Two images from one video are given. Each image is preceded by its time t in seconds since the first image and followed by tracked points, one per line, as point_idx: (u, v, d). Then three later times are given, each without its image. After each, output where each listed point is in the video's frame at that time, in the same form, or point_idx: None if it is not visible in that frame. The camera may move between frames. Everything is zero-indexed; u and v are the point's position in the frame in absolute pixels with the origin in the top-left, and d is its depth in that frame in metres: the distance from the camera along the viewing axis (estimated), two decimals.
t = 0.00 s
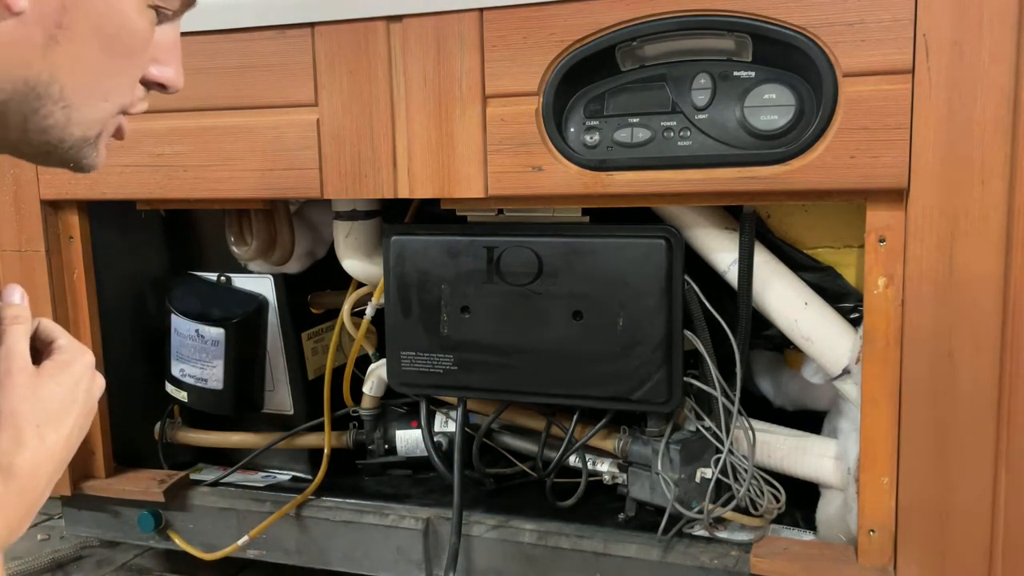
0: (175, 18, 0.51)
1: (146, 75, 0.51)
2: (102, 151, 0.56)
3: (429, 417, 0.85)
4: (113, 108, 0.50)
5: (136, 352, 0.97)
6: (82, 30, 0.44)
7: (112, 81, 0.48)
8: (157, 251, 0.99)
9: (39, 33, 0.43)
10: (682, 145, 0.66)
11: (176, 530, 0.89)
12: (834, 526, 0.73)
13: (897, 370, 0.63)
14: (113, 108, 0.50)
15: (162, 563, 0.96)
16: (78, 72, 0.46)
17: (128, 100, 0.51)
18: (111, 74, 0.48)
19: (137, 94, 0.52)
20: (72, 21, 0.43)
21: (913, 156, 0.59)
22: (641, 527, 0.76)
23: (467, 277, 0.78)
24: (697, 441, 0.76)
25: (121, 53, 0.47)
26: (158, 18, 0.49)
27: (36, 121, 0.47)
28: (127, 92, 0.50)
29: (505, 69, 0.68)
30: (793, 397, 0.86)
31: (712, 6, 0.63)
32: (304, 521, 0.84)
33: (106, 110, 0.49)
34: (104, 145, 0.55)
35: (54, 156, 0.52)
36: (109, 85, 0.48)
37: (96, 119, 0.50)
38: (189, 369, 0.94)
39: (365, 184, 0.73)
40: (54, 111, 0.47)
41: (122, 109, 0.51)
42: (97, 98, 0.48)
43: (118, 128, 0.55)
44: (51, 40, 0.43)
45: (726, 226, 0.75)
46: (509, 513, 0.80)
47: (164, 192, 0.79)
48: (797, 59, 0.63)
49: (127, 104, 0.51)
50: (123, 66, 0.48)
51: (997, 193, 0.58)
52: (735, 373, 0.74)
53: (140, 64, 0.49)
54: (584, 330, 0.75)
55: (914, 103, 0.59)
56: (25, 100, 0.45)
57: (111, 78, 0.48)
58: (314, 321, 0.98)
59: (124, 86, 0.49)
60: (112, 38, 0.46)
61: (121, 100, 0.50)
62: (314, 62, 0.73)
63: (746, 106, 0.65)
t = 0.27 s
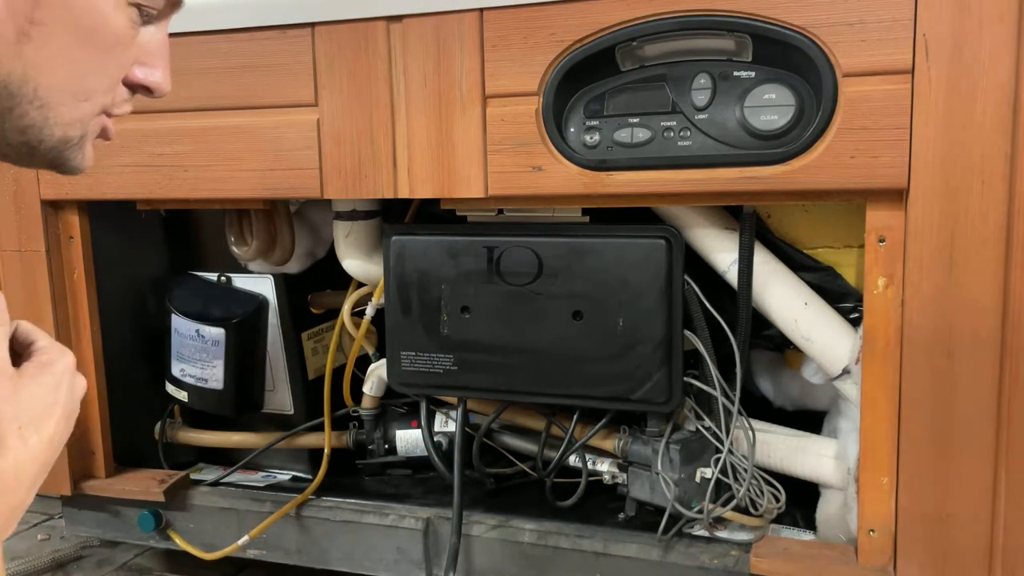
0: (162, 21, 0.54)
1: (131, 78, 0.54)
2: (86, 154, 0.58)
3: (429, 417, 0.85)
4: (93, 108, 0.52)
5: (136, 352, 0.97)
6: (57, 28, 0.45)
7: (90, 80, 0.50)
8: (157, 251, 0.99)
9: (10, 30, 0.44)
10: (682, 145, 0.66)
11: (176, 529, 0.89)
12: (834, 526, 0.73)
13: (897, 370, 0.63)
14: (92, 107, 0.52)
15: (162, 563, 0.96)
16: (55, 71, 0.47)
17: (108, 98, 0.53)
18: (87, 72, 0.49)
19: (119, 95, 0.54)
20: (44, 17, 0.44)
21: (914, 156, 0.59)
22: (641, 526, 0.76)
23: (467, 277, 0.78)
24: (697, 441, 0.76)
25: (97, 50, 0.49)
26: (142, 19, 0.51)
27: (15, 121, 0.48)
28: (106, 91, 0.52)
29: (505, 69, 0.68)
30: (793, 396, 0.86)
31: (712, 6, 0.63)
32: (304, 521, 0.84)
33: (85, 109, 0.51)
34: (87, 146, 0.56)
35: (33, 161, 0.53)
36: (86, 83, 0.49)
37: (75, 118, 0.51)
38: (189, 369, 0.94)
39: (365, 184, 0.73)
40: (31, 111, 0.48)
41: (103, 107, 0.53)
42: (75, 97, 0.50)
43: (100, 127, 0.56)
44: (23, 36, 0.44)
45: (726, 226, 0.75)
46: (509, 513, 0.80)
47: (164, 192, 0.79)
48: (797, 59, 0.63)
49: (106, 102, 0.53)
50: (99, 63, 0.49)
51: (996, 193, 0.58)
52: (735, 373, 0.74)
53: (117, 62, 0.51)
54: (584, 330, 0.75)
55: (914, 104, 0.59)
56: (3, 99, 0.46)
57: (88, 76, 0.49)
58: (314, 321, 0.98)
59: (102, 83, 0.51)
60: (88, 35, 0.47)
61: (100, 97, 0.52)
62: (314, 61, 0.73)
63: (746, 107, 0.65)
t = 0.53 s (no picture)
0: (130, 14, 0.51)
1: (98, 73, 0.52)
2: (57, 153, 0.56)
3: (429, 417, 0.85)
4: (59, 106, 0.50)
5: (136, 352, 0.97)
6: (21, 25, 0.44)
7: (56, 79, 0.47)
8: (157, 251, 0.99)
9: None
10: (682, 145, 0.66)
11: (176, 529, 0.89)
12: (834, 526, 0.73)
13: (897, 370, 0.63)
14: (59, 106, 0.50)
15: (162, 563, 0.96)
16: (20, 69, 0.45)
17: (77, 97, 0.51)
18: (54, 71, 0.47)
19: (88, 92, 0.52)
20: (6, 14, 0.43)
21: (914, 157, 0.59)
22: (641, 526, 0.76)
23: (467, 277, 0.78)
24: (697, 441, 0.76)
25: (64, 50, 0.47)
26: (108, 13, 0.49)
27: None
28: (74, 90, 0.50)
29: (505, 69, 0.68)
30: (793, 396, 0.86)
31: (713, 6, 0.63)
32: (304, 521, 0.84)
33: (51, 109, 0.49)
34: (56, 146, 0.54)
35: None
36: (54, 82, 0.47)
37: (40, 117, 0.49)
38: (189, 369, 0.94)
39: (365, 184, 0.73)
40: None
41: (70, 105, 0.51)
42: (41, 96, 0.48)
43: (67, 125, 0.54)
44: None
45: (726, 226, 0.75)
46: (509, 513, 0.80)
47: (165, 192, 0.79)
48: (797, 59, 0.63)
49: (75, 101, 0.51)
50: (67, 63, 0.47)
51: (996, 194, 0.58)
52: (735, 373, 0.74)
53: (86, 61, 0.49)
54: (584, 330, 0.75)
55: (914, 104, 0.59)
56: None
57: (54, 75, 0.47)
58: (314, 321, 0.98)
59: (72, 83, 0.49)
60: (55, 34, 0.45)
61: (70, 96, 0.50)
62: (314, 62, 0.73)
63: (746, 107, 0.65)
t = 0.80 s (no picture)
0: (183, 18, 0.51)
1: (158, 79, 0.52)
2: (102, 171, 0.53)
3: (429, 417, 0.85)
4: (105, 114, 0.47)
5: (137, 353, 0.97)
6: (61, 30, 0.42)
7: (100, 85, 0.45)
8: (157, 251, 0.99)
9: (13, 35, 0.40)
10: (682, 145, 0.66)
11: (176, 530, 0.89)
12: (834, 526, 0.73)
13: (897, 370, 0.63)
14: (103, 114, 0.47)
15: (162, 563, 0.96)
16: (62, 77, 0.43)
17: (125, 102, 0.49)
18: (96, 76, 0.45)
19: (142, 95, 0.50)
20: (50, 18, 0.41)
21: (913, 156, 0.59)
22: (641, 526, 0.76)
23: (467, 277, 0.78)
24: (696, 441, 0.76)
25: (105, 53, 0.45)
26: (155, 15, 0.48)
27: (22, 135, 0.44)
28: (119, 96, 0.47)
29: (505, 70, 0.68)
30: (792, 396, 0.86)
31: (713, 6, 0.63)
32: (304, 521, 0.84)
33: (96, 117, 0.47)
34: (104, 160, 0.51)
35: (44, 178, 0.49)
36: (96, 88, 0.45)
37: (85, 128, 0.47)
38: (189, 369, 0.94)
39: (365, 184, 0.73)
40: (40, 123, 0.44)
41: (116, 113, 0.49)
42: (86, 104, 0.45)
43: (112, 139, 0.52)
44: (27, 43, 0.40)
45: (726, 226, 0.75)
46: (510, 513, 0.80)
47: (165, 192, 0.79)
48: (797, 59, 0.63)
49: (120, 107, 0.48)
50: (109, 67, 0.45)
51: (996, 194, 0.58)
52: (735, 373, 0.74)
53: (128, 65, 0.47)
54: (583, 330, 0.75)
55: (913, 104, 0.59)
56: (8, 112, 0.42)
57: (97, 82, 0.45)
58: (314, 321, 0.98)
59: (118, 89, 0.47)
60: (94, 36, 0.43)
61: (116, 104, 0.48)
62: (314, 62, 0.73)
63: (746, 107, 0.65)
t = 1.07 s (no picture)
0: (213, 27, 0.49)
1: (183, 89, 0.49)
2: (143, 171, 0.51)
3: (429, 417, 0.85)
4: (141, 122, 0.46)
5: (137, 353, 0.97)
6: (101, 39, 0.41)
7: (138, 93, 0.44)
8: (157, 251, 0.99)
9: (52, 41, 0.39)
10: (682, 145, 0.66)
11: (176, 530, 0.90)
12: (834, 526, 0.73)
13: (897, 370, 0.63)
14: (141, 121, 0.46)
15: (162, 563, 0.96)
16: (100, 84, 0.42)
17: (160, 110, 0.47)
18: (133, 85, 0.44)
19: (171, 104, 0.48)
20: (89, 27, 0.40)
21: (913, 156, 0.59)
22: (641, 526, 0.76)
23: (467, 277, 0.78)
24: (696, 441, 0.76)
25: (144, 63, 0.43)
26: (189, 25, 0.46)
27: (56, 138, 0.43)
28: (156, 102, 0.46)
29: (505, 70, 0.68)
30: (792, 396, 0.86)
31: (712, 6, 0.63)
32: (304, 521, 0.84)
33: (132, 125, 0.46)
34: (141, 164, 0.50)
35: (80, 176, 0.48)
36: (134, 96, 0.44)
37: (121, 134, 0.46)
38: (189, 369, 0.94)
39: (365, 184, 0.73)
40: (75, 127, 0.43)
41: (154, 119, 0.47)
42: (122, 112, 0.44)
43: (153, 143, 0.50)
44: (66, 50, 0.40)
45: (726, 226, 0.75)
46: (510, 513, 0.80)
47: (165, 192, 0.79)
48: (797, 59, 0.63)
49: (157, 115, 0.47)
50: (147, 75, 0.44)
51: (996, 194, 0.58)
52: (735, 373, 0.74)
53: (166, 73, 0.46)
54: (583, 330, 0.75)
55: (913, 104, 0.59)
56: (43, 115, 0.42)
57: (135, 90, 0.44)
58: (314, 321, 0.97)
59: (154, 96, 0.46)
60: (134, 46, 0.42)
61: (151, 112, 0.46)
62: (314, 62, 0.73)
63: (745, 107, 0.65)
